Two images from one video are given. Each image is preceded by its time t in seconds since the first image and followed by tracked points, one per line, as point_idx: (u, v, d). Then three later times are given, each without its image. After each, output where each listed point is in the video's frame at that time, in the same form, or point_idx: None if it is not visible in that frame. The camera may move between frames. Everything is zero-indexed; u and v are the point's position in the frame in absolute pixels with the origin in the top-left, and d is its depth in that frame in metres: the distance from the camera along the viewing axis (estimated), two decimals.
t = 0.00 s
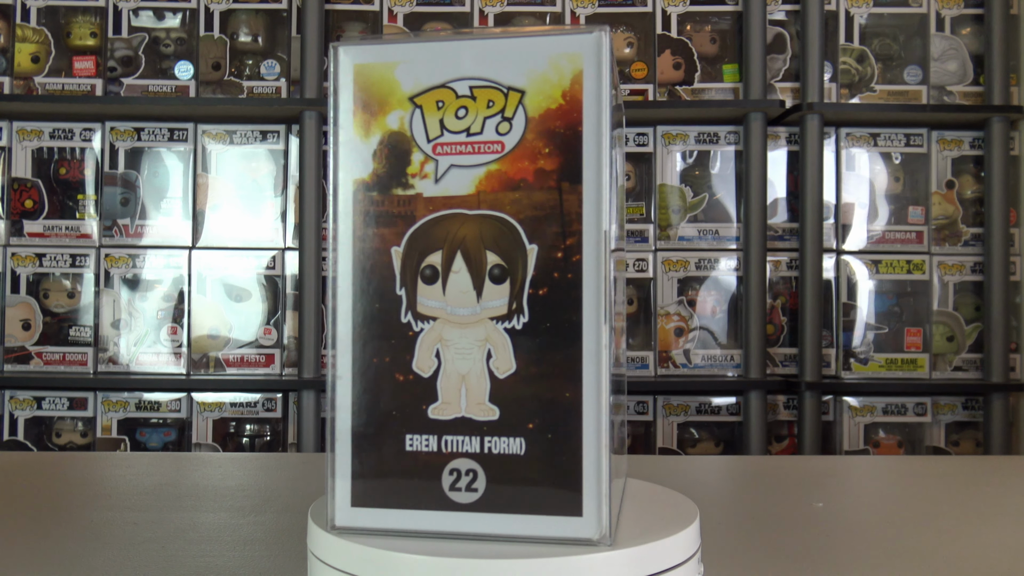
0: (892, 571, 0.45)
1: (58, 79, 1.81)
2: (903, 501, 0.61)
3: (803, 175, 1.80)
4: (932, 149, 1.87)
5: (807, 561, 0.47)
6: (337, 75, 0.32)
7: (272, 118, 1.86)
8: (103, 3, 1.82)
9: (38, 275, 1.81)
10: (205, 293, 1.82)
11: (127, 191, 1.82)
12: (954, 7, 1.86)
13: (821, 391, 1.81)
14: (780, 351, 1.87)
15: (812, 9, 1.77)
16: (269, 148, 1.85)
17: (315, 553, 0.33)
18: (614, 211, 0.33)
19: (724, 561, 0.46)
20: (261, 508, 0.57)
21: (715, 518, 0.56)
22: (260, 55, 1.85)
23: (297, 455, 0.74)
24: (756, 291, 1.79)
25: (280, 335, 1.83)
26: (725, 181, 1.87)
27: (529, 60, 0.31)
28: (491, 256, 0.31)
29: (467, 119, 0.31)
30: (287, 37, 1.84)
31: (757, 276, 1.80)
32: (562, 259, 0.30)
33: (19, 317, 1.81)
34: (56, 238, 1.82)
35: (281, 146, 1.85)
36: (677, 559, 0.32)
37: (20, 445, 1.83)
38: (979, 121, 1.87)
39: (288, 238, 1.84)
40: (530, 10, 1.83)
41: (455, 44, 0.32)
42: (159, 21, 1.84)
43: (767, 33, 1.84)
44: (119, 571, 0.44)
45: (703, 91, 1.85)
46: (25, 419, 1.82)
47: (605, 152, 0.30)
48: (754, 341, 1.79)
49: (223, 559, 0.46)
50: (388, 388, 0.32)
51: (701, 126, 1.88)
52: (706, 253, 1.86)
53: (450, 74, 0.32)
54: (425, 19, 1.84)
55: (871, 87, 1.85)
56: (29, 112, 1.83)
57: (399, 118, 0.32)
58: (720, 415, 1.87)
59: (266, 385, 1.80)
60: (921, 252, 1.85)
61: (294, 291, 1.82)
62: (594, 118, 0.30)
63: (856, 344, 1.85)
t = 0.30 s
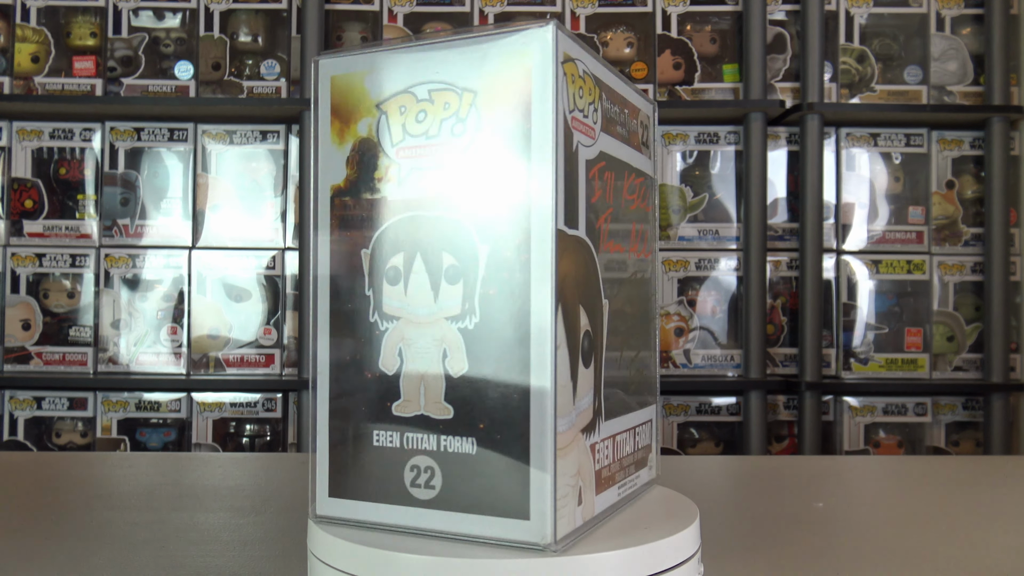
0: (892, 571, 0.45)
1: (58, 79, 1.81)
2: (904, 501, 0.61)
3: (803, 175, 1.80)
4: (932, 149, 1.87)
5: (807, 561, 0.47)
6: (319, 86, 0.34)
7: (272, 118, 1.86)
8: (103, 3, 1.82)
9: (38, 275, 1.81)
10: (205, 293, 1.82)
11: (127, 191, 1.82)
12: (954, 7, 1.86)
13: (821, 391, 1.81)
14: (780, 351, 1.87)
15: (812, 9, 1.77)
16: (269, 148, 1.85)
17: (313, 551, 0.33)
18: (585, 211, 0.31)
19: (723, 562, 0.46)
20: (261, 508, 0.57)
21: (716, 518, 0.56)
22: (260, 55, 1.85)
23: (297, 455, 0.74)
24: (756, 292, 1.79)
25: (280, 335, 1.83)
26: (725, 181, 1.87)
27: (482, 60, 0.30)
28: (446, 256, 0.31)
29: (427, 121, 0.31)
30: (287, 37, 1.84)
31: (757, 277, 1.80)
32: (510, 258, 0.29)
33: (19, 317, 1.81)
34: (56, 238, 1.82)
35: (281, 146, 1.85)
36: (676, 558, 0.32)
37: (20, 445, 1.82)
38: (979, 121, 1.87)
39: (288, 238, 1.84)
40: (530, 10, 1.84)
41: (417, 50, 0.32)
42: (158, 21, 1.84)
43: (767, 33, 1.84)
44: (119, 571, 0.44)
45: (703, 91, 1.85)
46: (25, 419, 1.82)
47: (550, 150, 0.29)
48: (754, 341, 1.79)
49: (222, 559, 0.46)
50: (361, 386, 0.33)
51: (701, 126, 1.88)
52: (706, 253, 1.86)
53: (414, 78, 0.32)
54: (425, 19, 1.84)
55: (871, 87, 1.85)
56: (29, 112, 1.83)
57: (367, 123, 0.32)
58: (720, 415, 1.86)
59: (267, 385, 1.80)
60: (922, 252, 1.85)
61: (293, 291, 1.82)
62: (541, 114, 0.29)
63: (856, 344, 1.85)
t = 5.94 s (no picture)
0: (892, 570, 0.45)
1: (58, 79, 1.81)
2: (903, 501, 0.61)
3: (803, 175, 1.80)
4: (932, 149, 1.87)
5: (807, 560, 0.47)
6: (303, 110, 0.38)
7: (272, 118, 1.86)
8: (104, 3, 1.82)
9: (38, 275, 1.81)
10: (205, 293, 1.82)
11: (127, 191, 1.83)
12: (954, 7, 1.86)
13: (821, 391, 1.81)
14: (780, 351, 1.87)
15: (812, 9, 1.77)
16: (269, 148, 1.85)
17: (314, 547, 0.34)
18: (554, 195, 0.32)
19: (723, 561, 0.46)
20: (261, 508, 0.57)
21: (717, 518, 0.56)
22: (260, 55, 1.85)
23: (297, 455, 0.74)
24: (756, 291, 1.79)
25: (280, 335, 1.84)
26: (725, 181, 1.87)
27: (426, 63, 0.32)
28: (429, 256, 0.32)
29: (390, 126, 0.34)
30: (287, 37, 1.84)
31: (757, 277, 1.80)
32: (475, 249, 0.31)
33: (19, 317, 1.81)
34: (56, 238, 1.82)
35: (281, 146, 1.85)
36: (676, 558, 0.32)
37: (20, 445, 1.83)
38: (979, 121, 1.87)
39: (288, 238, 1.84)
40: (530, 10, 1.84)
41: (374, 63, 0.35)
42: (158, 21, 1.84)
43: (767, 33, 1.84)
44: (120, 571, 0.44)
45: (703, 92, 1.86)
46: (25, 419, 1.82)
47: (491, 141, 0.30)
48: (754, 340, 1.79)
49: (222, 559, 0.46)
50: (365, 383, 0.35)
51: (701, 126, 1.88)
52: (706, 253, 1.86)
53: (374, 88, 0.35)
54: (425, 20, 1.85)
55: (871, 87, 1.85)
56: (29, 112, 1.83)
57: (342, 134, 0.36)
58: (720, 414, 1.87)
59: (267, 385, 1.80)
60: (921, 252, 1.85)
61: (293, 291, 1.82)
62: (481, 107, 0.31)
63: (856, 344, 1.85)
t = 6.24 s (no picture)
0: (892, 571, 0.45)
1: (59, 79, 1.81)
2: (902, 501, 0.61)
3: (803, 175, 1.80)
4: (932, 149, 1.87)
5: (807, 561, 0.47)
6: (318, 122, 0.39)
7: (272, 118, 1.86)
8: (104, 3, 1.82)
9: (38, 275, 1.81)
10: (205, 293, 1.82)
11: (127, 191, 1.83)
12: (954, 7, 1.86)
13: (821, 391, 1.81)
14: (780, 351, 1.87)
15: (812, 9, 1.77)
16: (269, 148, 1.85)
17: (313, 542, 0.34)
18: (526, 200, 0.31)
19: (723, 561, 0.46)
20: (260, 508, 0.57)
21: (716, 518, 0.56)
22: (260, 55, 1.85)
23: (298, 455, 0.74)
24: (756, 291, 1.79)
25: (280, 335, 1.84)
26: (725, 181, 1.87)
27: (405, 70, 0.33)
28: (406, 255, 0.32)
29: (379, 132, 0.34)
30: (287, 37, 1.84)
31: (757, 277, 1.80)
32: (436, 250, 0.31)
33: (19, 317, 1.81)
34: (56, 238, 1.82)
35: (281, 146, 1.85)
36: (676, 558, 0.32)
37: (20, 445, 1.82)
38: (979, 121, 1.87)
39: (288, 238, 1.84)
40: (530, 10, 1.84)
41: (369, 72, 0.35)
42: (159, 20, 1.84)
43: (767, 33, 1.84)
44: (120, 572, 0.44)
45: (703, 92, 1.86)
46: (25, 419, 1.82)
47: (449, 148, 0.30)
48: (754, 340, 1.79)
49: (222, 559, 0.46)
50: (359, 379, 0.36)
51: (701, 126, 1.88)
52: (706, 253, 1.86)
53: (368, 97, 0.35)
54: (425, 20, 1.85)
55: (871, 87, 1.85)
56: (29, 112, 1.83)
57: (343, 143, 0.37)
58: (720, 415, 1.87)
59: (267, 385, 1.80)
60: (921, 252, 1.85)
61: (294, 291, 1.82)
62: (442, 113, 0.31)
63: (856, 343, 1.85)
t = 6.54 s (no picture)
0: (892, 571, 0.45)
1: (59, 79, 1.81)
2: (901, 501, 0.61)
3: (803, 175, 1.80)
4: (932, 149, 1.87)
5: (807, 561, 0.47)
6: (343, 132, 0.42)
7: (272, 118, 1.86)
8: (103, 3, 1.82)
9: (38, 275, 1.81)
10: (205, 293, 1.82)
11: (127, 191, 1.83)
12: (954, 7, 1.86)
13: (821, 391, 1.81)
14: (780, 351, 1.87)
15: (812, 9, 1.78)
16: (269, 148, 1.85)
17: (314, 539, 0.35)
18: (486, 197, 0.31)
19: (723, 562, 0.46)
20: (260, 508, 0.57)
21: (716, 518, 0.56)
22: (260, 55, 1.85)
23: (298, 455, 0.74)
24: (756, 291, 1.79)
25: (280, 335, 1.83)
26: (725, 181, 1.87)
27: (386, 75, 0.34)
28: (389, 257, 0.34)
29: (373, 137, 0.36)
30: (287, 37, 1.84)
31: (757, 277, 1.80)
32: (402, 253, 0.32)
33: (19, 317, 1.81)
34: (56, 238, 1.82)
35: (281, 146, 1.85)
36: (674, 559, 0.32)
37: (20, 445, 1.83)
38: (979, 121, 1.87)
39: (288, 238, 1.84)
40: (530, 10, 1.84)
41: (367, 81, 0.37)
42: (158, 20, 1.84)
43: (767, 33, 1.84)
44: (119, 572, 0.44)
45: (703, 92, 1.86)
46: (25, 419, 1.82)
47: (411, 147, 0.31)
48: (754, 340, 1.79)
49: (222, 559, 0.46)
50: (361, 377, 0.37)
51: (701, 126, 1.88)
52: (706, 253, 1.86)
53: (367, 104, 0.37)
54: (425, 20, 1.85)
55: (871, 87, 1.85)
56: (29, 112, 1.83)
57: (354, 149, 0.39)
58: (720, 415, 1.87)
59: (266, 385, 1.80)
60: (922, 252, 1.85)
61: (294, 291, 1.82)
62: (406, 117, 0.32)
63: (856, 344, 1.85)
